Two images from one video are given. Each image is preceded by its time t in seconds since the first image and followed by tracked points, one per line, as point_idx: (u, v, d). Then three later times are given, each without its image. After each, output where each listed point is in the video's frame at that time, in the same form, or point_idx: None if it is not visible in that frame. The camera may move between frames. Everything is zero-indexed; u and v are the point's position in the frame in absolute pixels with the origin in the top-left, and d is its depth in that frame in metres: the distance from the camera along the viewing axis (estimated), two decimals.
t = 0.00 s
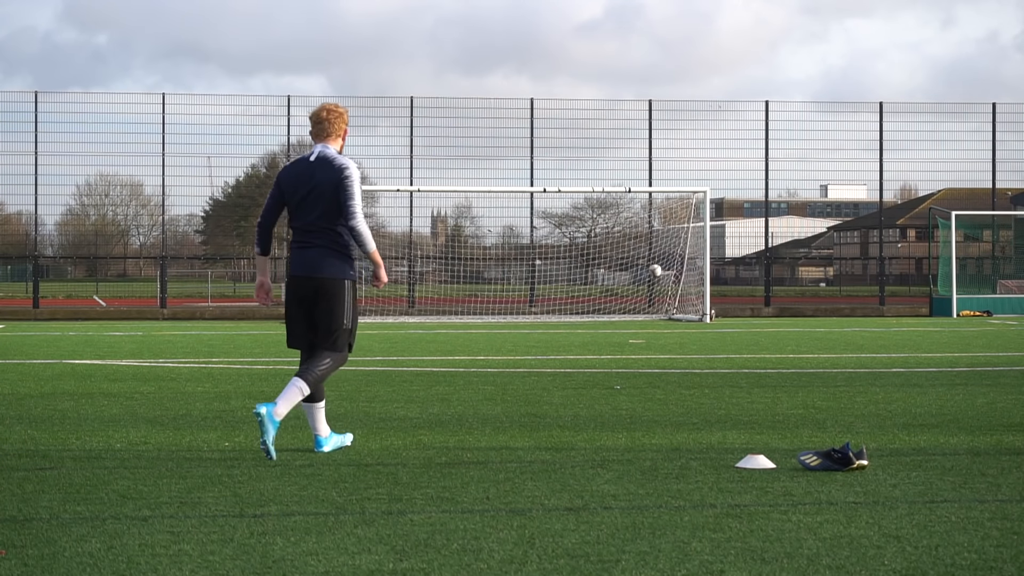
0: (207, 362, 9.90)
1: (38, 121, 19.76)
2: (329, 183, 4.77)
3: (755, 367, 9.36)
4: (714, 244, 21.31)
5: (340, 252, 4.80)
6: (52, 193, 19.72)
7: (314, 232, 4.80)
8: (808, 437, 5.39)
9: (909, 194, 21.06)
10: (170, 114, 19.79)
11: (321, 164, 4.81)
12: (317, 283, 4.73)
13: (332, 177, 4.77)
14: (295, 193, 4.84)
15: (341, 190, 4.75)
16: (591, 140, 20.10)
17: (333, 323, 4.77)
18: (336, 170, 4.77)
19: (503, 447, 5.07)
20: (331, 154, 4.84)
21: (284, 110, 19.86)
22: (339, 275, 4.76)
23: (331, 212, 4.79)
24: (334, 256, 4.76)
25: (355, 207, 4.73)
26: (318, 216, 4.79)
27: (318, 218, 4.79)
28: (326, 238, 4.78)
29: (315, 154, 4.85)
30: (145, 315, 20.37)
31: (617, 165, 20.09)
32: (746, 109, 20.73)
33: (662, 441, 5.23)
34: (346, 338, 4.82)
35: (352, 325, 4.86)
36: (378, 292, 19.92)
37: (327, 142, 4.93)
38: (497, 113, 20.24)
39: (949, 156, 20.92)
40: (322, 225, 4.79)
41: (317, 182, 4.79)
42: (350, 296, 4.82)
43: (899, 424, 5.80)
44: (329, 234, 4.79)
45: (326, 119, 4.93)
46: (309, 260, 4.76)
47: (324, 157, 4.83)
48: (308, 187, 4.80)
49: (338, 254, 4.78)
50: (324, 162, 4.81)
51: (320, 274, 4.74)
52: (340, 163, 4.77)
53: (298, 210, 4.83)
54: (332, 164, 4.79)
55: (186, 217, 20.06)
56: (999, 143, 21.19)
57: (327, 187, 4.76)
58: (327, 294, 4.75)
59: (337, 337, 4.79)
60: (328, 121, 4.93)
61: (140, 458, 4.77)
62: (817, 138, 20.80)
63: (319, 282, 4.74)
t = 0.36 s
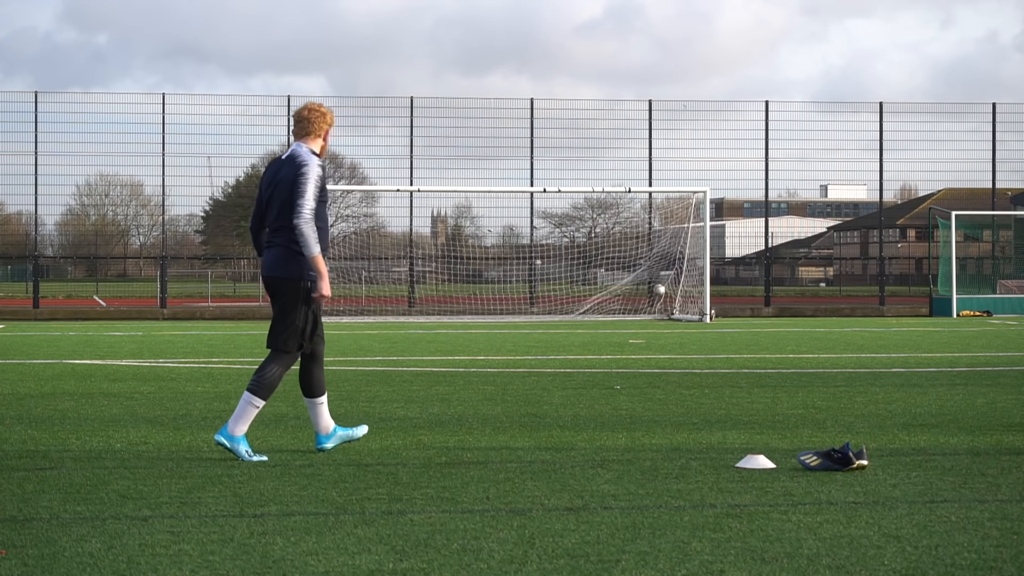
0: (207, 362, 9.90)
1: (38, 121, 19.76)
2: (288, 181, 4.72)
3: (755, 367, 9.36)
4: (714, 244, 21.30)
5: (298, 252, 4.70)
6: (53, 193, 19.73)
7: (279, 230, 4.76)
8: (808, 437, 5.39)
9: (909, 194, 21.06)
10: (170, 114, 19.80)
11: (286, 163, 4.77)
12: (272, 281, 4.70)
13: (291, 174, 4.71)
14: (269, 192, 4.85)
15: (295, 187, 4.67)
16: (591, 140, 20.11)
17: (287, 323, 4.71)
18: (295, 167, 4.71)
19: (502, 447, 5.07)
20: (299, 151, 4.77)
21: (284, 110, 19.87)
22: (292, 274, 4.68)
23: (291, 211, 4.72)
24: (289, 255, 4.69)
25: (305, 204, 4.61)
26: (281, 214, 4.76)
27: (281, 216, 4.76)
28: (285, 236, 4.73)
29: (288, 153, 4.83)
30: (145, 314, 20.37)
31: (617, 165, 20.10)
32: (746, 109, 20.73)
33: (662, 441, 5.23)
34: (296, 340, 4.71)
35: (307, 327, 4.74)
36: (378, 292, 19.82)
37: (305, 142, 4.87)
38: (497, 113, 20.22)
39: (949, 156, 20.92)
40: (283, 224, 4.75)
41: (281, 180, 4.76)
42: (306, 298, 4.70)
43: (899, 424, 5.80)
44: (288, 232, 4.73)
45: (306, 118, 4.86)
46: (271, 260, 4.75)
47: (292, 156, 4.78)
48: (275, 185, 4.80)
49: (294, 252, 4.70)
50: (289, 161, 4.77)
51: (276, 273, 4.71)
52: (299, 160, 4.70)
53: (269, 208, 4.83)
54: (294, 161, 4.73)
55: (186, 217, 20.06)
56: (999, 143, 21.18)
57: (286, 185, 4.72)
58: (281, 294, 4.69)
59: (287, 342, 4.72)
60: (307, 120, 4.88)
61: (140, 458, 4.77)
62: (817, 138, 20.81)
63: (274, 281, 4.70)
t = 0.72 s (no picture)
0: (207, 362, 9.90)
1: (38, 121, 19.77)
2: (307, 182, 4.64)
3: (755, 367, 9.36)
4: (714, 244, 21.28)
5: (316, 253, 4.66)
6: (53, 193, 19.73)
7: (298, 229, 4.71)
8: (808, 437, 5.39)
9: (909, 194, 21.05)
10: (170, 115, 19.79)
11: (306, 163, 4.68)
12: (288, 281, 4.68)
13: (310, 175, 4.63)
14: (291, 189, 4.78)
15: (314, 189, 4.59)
16: (591, 140, 20.11)
17: (290, 322, 4.68)
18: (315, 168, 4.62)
19: (502, 447, 5.06)
20: (322, 150, 4.66)
21: (284, 110, 19.87)
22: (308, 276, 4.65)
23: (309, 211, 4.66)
24: (305, 257, 4.65)
25: (327, 210, 4.56)
26: (299, 212, 4.70)
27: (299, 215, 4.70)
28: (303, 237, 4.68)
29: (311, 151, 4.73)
30: (145, 315, 20.37)
31: (617, 165, 20.10)
32: (746, 109, 20.71)
33: (662, 441, 5.23)
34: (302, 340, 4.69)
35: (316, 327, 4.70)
36: (378, 292, 19.76)
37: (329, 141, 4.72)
38: (497, 113, 20.21)
39: (949, 156, 20.91)
40: (301, 223, 4.69)
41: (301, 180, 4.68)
42: (320, 299, 4.67)
43: (899, 424, 5.80)
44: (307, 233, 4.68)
45: (332, 115, 4.74)
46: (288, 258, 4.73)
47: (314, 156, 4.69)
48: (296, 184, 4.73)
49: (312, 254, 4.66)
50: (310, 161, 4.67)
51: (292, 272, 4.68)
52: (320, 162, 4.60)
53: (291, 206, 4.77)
54: (316, 161, 4.64)
55: (186, 217, 20.06)
56: (1000, 143, 21.17)
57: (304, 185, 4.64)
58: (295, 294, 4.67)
59: (285, 341, 4.72)
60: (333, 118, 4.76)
61: (140, 458, 4.77)
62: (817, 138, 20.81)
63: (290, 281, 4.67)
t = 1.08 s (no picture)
0: (207, 362, 9.89)
1: (38, 121, 19.77)
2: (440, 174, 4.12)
3: (755, 367, 9.35)
4: (714, 244, 21.27)
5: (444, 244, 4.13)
6: (52, 193, 19.71)
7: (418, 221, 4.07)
8: (809, 437, 5.39)
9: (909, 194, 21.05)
10: (170, 115, 19.77)
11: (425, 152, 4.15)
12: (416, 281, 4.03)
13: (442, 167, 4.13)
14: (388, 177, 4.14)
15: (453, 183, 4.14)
16: (591, 140, 20.10)
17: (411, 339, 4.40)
18: (447, 157, 4.16)
19: (501, 447, 5.06)
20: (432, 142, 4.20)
21: (284, 110, 19.84)
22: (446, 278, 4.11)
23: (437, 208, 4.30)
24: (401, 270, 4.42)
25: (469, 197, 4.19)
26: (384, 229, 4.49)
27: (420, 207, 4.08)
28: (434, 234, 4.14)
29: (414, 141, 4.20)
30: (145, 314, 20.42)
31: (617, 165, 20.09)
32: (746, 109, 20.63)
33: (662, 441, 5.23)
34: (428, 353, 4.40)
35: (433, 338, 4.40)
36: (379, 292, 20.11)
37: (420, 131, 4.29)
38: (497, 113, 20.14)
39: (950, 156, 20.89)
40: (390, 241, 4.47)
41: (420, 171, 4.10)
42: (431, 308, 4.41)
43: (899, 424, 5.79)
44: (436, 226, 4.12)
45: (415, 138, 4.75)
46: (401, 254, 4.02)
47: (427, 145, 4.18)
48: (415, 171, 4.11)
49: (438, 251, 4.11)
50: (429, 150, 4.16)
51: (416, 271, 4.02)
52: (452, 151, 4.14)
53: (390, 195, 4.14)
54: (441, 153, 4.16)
55: (186, 217, 20.02)
56: (1000, 143, 21.16)
57: (434, 176, 4.10)
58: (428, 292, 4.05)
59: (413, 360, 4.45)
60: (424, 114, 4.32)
61: (140, 458, 4.77)
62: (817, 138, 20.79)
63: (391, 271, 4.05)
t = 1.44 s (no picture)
0: (207, 362, 9.89)
1: (38, 121, 19.78)
2: (469, 206, 4.58)
3: (755, 367, 9.35)
4: (715, 244, 21.28)
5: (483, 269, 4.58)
6: (52, 193, 19.72)
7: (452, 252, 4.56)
8: (809, 437, 5.39)
9: (909, 194, 21.04)
10: (170, 115, 19.78)
11: (463, 189, 4.64)
12: (447, 307, 4.54)
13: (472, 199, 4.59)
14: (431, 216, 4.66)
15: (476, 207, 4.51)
16: (591, 140, 20.12)
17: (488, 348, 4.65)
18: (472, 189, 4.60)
19: (504, 448, 5.05)
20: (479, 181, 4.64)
21: (284, 110, 19.84)
22: (476, 300, 4.53)
23: (497, 233, 4.77)
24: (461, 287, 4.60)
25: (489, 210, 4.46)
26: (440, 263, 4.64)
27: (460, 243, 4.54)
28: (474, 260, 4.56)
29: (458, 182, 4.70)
30: (145, 314, 20.46)
31: (617, 165, 20.09)
32: (746, 109, 20.63)
33: (661, 441, 5.23)
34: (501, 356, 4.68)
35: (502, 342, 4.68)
36: (379, 292, 20.11)
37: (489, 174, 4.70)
38: (497, 113, 20.12)
39: (950, 156, 20.87)
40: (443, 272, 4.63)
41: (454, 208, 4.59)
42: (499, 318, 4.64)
43: (899, 424, 5.79)
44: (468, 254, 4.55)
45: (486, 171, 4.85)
46: (436, 285, 4.58)
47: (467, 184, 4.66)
48: (451, 208, 4.61)
49: (468, 274, 4.55)
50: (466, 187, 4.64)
51: (445, 299, 4.55)
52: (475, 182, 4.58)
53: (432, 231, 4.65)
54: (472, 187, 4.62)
55: (186, 217, 20.03)
56: (1000, 143, 21.17)
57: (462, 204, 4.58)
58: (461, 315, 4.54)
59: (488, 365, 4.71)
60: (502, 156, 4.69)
61: (140, 458, 4.77)
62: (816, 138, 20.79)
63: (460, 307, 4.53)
